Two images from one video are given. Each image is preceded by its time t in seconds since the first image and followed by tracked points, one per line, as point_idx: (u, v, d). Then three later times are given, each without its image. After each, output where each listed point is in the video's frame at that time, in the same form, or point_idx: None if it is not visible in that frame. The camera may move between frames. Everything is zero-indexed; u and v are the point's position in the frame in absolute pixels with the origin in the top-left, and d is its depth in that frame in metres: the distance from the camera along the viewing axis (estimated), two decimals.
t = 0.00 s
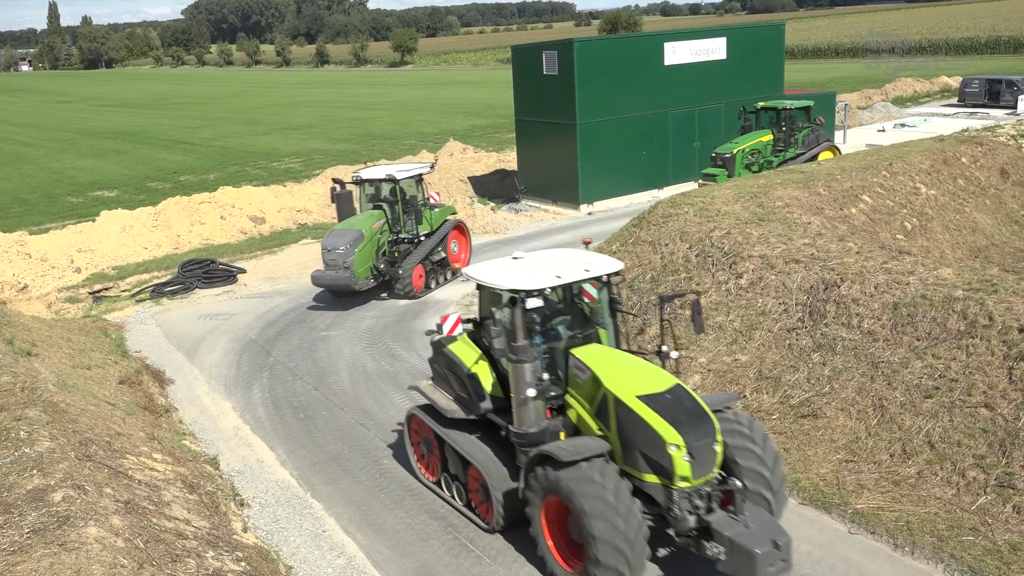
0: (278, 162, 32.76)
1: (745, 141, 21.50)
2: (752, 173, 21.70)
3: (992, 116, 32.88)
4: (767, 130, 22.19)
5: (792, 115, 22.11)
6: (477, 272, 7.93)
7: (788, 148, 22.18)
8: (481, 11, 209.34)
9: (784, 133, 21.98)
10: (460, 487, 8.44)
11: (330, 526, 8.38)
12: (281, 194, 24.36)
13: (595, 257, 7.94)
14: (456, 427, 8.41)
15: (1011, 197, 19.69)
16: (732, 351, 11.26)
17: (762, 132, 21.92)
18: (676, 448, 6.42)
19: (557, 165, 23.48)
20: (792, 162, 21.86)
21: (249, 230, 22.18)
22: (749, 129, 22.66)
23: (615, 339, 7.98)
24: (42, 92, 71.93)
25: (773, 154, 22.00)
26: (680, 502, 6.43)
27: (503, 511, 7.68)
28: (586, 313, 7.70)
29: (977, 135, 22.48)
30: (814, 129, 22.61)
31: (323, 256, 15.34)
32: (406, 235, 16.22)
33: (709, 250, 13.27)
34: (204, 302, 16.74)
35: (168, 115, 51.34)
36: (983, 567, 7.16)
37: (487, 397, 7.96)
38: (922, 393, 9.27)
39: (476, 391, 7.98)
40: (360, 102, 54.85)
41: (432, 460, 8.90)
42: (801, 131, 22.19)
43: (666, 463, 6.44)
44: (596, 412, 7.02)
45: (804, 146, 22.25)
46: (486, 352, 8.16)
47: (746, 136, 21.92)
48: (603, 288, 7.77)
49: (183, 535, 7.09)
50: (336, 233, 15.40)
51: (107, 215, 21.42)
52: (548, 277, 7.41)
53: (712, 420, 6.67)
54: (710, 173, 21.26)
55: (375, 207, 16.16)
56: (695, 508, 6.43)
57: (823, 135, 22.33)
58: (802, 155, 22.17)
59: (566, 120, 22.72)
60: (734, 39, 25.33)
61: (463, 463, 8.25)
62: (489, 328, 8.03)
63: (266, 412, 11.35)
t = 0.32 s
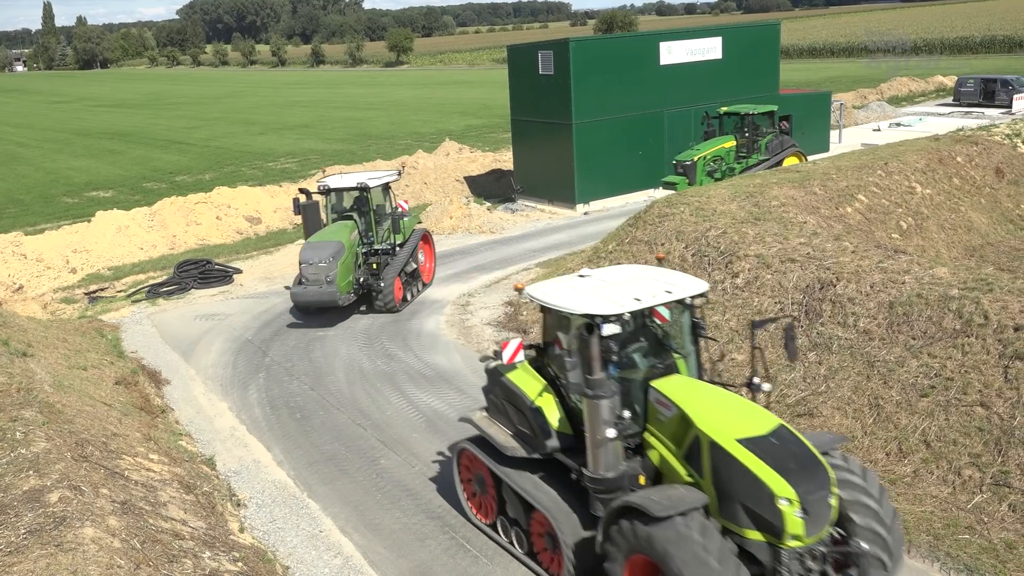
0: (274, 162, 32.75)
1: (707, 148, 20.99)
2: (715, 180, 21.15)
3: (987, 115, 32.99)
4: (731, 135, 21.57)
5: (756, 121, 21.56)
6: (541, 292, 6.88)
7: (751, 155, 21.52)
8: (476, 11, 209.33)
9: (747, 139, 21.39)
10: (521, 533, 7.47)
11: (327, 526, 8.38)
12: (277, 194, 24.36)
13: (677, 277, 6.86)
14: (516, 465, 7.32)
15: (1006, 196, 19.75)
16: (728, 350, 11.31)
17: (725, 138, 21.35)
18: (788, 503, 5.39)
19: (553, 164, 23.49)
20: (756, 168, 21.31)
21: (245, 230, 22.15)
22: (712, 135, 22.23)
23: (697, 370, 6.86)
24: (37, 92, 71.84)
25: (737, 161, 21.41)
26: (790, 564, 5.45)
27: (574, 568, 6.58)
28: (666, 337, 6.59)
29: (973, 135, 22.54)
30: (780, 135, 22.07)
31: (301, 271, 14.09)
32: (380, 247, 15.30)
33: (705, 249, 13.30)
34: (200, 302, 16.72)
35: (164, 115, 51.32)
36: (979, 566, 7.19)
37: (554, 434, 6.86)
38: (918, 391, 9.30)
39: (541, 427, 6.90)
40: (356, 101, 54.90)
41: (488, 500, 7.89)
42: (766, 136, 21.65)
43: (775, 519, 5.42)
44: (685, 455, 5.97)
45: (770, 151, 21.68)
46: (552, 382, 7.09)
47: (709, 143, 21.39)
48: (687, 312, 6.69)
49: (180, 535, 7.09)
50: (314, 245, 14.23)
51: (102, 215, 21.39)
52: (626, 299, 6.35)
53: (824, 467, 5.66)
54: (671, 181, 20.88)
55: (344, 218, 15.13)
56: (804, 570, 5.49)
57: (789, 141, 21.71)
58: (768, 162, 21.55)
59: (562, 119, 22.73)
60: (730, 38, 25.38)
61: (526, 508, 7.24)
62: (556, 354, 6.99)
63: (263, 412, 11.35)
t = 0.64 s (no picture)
0: (273, 166, 32.77)
1: (672, 157, 20.93)
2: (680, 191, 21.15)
3: (986, 117, 33.04)
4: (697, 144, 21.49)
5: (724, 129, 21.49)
6: (617, 320, 6.15)
7: (719, 164, 21.46)
8: (475, 14, 208.93)
9: (715, 148, 21.36)
10: None
11: (326, 530, 8.37)
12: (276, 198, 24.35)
13: (768, 301, 6.19)
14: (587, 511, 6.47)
15: (1005, 199, 19.76)
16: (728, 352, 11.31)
17: (691, 147, 21.33)
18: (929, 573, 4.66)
19: (551, 168, 23.51)
20: (721, 178, 21.29)
21: (244, 234, 22.14)
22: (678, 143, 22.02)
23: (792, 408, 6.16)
24: (35, 97, 71.79)
25: (702, 171, 21.35)
26: None
27: None
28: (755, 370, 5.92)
29: (971, 137, 22.58)
30: (748, 142, 21.97)
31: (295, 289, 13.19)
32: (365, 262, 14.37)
33: (704, 252, 13.31)
34: (199, 306, 16.71)
35: (163, 119, 51.32)
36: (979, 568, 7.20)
37: (632, 481, 6.03)
38: (918, 394, 9.30)
39: (618, 472, 6.07)
40: (355, 105, 54.95)
41: (551, 548, 7.06)
42: (733, 145, 21.57)
43: None
44: (794, 510, 5.27)
45: (737, 160, 21.59)
46: (630, 422, 6.34)
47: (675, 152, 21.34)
48: (783, 341, 6.02)
49: (179, 540, 7.07)
50: (307, 261, 13.34)
51: (101, 219, 21.39)
52: (716, 329, 5.67)
53: (964, 531, 4.96)
54: (635, 190, 20.80)
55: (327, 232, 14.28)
56: None
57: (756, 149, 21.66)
58: (733, 172, 21.52)
59: (560, 123, 22.76)
60: (728, 42, 25.42)
61: (597, 561, 6.37)
62: (632, 389, 6.28)
63: (262, 416, 11.34)
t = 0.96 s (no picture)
0: (275, 167, 32.81)
1: (637, 165, 20.59)
2: (647, 200, 20.84)
3: (987, 118, 33.03)
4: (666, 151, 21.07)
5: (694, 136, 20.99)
6: (719, 354, 5.46)
7: (687, 171, 21.01)
8: (476, 15, 208.91)
9: (683, 155, 20.85)
10: None
11: (328, 531, 8.38)
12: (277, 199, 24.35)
13: (889, 330, 5.44)
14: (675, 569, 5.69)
15: (1006, 200, 19.75)
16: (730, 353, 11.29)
17: (659, 154, 20.91)
18: None
19: (552, 170, 23.51)
20: (688, 187, 20.93)
21: (245, 235, 22.16)
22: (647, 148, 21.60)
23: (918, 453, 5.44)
24: (36, 98, 71.96)
25: (669, 179, 20.95)
26: None
27: None
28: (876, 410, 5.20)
29: (973, 138, 22.57)
30: (718, 149, 21.48)
31: (303, 305, 12.41)
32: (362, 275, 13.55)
33: (705, 253, 13.31)
34: (201, 307, 16.73)
35: (164, 120, 51.44)
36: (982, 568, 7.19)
37: (738, 538, 5.31)
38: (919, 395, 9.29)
39: (719, 527, 5.37)
40: (357, 106, 55.03)
41: None
42: (702, 152, 21.13)
43: None
44: None
45: (706, 168, 21.17)
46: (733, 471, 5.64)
47: (642, 159, 20.98)
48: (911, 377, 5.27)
49: (181, 541, 7.08)
50: (313, 275, 12.56)
51: (102, 220, 21.42)
52: (840, 364, 4.96)
53: None
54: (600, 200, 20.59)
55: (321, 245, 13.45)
56: None
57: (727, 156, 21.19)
58: (701, 180, 21.12)
59: (561, 124, 22.77)
60: (729, 43, 25.41)
61: None
62: (733, 430, 5.61)
63: (264, 416, 11.36)
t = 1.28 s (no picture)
0: (276, 167, 32.82)
1: (601, 172, 19.98)
2: (613, 207, 20.25)
3: (988, 119, 33.03)
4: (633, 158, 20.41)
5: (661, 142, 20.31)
6: (860, 397, 4.91)
7: (654, 179, 20.36)
8: (478, 15, 208.71)
9: (650, 162, 20.17)
10: None
11: (328, 531, 8.38)
12: (278, 198, 24.35)
13: None
14: None
15: (1008, 200, 19.74)
16: (731, 353, 11.29)
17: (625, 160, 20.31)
18: None
19: (553, 170, 23.51)
20: (654, 195, 20.31)
21: (246, 235, 22.16)
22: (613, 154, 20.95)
23: None
24: (38, 97, 71.93)
25: (636, 186, 20.34)
26: None
27: None
28: None
29: (974, 139, 22.56)
30: (687, 155, 20.81)
31: (325, 321, 11.60)
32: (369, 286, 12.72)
33: (706, 254, 13.30)
34: (201, 306, 16.74)
35: (166, 119, 51.45)
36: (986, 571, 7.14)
37: None
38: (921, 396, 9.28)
39: None
40: (358, 106, 55.01)
41: None
42: (670, 158, 20.45)
43: None
44: None
45: (674, 175, 20.49)
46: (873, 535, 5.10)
47: (608, 165, 20.41)
48: None
49: (181, 540, 7.08)
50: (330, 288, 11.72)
51: (104, 220, 21.43)
52: (1010, 416, 4.41)
53: None
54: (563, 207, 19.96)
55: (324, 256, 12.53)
56: None
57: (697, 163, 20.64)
58: (668, 188, 20.43)
59: (562, 124, 22.75)
60: (730, 44, 25.40)
61: None
62: (865, 481, 5.09)
63: (264, 416, 11.37)
